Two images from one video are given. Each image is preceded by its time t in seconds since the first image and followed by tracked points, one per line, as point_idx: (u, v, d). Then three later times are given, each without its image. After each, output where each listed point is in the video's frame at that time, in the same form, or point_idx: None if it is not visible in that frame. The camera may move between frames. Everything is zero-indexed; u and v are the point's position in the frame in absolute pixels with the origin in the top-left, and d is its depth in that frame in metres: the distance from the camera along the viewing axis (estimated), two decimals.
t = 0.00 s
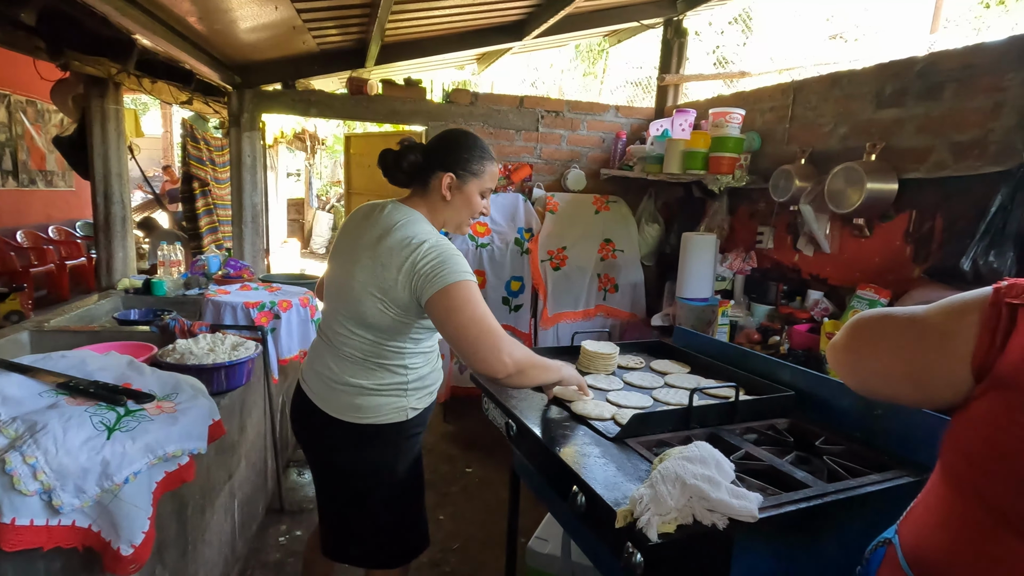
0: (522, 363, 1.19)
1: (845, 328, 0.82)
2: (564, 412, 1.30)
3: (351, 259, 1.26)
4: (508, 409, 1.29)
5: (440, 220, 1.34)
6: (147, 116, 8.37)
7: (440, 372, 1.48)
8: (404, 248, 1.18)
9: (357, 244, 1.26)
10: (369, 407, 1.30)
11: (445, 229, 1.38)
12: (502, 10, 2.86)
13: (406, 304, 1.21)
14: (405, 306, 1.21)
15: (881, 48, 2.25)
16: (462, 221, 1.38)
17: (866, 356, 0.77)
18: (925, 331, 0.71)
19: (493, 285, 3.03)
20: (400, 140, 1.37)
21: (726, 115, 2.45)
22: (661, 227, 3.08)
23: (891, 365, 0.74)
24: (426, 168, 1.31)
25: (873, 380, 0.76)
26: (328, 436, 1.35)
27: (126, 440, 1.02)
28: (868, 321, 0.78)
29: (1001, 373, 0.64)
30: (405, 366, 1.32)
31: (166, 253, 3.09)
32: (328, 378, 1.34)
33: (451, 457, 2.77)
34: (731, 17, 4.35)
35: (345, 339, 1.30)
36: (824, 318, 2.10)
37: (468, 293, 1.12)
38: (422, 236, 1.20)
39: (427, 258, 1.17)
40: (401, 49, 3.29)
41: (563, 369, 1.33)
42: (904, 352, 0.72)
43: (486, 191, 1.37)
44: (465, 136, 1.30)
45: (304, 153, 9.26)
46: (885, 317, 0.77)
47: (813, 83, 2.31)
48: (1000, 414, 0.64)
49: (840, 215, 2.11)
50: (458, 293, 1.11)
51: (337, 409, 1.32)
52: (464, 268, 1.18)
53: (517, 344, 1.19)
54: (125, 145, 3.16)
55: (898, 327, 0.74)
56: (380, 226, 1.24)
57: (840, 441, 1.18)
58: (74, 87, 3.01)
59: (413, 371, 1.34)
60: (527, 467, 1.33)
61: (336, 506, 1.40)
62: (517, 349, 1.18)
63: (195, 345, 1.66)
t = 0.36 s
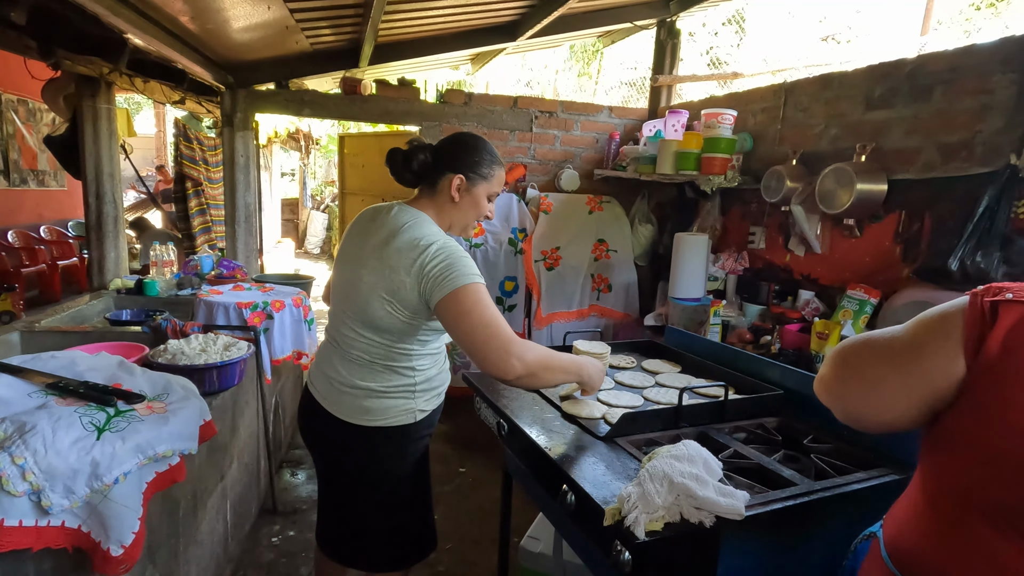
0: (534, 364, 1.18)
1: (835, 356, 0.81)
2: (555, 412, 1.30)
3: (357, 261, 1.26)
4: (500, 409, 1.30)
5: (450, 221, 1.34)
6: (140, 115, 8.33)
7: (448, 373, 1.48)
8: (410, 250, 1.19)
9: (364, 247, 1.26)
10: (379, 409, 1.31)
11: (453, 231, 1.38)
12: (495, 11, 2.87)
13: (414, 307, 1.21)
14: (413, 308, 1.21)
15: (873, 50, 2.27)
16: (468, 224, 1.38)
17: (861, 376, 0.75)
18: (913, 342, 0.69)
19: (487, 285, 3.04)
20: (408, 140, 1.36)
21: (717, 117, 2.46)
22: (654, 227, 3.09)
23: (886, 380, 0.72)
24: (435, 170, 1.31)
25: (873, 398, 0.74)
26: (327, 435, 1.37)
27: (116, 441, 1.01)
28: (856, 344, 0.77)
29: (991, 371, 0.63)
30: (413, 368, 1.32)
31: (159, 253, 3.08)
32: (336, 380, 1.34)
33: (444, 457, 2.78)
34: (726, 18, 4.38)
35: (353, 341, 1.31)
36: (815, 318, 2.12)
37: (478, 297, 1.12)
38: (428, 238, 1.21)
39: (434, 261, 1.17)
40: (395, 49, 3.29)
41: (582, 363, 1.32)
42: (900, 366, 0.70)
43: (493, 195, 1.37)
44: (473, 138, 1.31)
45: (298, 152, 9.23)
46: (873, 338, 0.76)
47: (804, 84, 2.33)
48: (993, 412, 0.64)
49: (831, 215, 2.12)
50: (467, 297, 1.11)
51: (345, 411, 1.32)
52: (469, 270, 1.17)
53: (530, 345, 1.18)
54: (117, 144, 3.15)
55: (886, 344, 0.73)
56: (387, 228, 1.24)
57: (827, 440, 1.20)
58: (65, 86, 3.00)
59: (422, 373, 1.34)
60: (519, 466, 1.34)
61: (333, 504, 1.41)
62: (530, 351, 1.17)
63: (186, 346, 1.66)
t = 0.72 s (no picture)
0: (493, 373, 1.18)
1: (823, 375, 0.76)
2: (550, 412, 1.30)
3: (351, 260, 1.26)
4: (494, 410, 1.29)
5: (439, 219, 1.34)
6: (133, 115, 8.28)
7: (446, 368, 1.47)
8: (404, 247, 1.18)
9: (356, 245, 1.26)
10: (380, 404, 1.30)
11: (443, 229, 1.37)
12: (490, 11, 2.86)
13: (408, 302, 1.21)
14: (408, 304, 1.21)
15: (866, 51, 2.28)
16: (458, 222, 1.38)
17: (861, 391, 0.70)
18: (910, 347, 0.66)
19: (482, 284, 3.02)
20: (399, 139, 1.35)
21: (712, 117, 2.48)
22: (649, 228, 3.09)
23: (890, 391, 0.67)
24: (425, 168, 1.30)
25: (879, 413, 0.69)
26: (322, 435, 1.37)
27: (106, 443, 1.00)
28: (846, 358, 0.73)
29: (992, 368, 0.62)
30: (412, 362, 1.32)
31: (151, 253, 3.06)
32: (335, 379, 1.33)
33: (439, 458, 2.77)
34: (721, 17, 4.33)
35: (351, 339, 1.30)
36: (809, 318, 2.12)
37: (456, 299, 1.14)
38: (421, 234, 1.21)
39: (426, 256, 1.17)
40: (389, 49, 3.28)
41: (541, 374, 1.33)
42: (903, 374, 0.66)
43: (482, 194, 1.38)
44: (463, 137, 1.31)
45: (292, 152, 9.20)
46: (860, 350, 0.73)
47: (798, 85, 2.33)
48: (991, 412, 0.63)
49: (824, 216, 2.13)
50: (445, 297, 1.13)
51: (347, 409, 1.31)
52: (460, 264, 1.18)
53: (492, 355, 1.18)
54: (109, 144, 3.13)
55: (881, 354, 0.69)
56: (379, 227, 1.24)
57: (821, 439, 1.20)
58: (57, 85, 2.97)
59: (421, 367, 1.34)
60: (512, 466, 1.33)
61: (327, 504, 1.41)
62: (495, 362, 1.18)
63: (179, 346, 1.64)
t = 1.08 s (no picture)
0: (490, 365, 1.23)
1: (818, 377, 0.76)
2: (546, 412, 1.30)
3: (338, 260, 1.25)
4: (491, 410, 1.29)
5: (425, 218, 1.33)
6: (126, 115, 8.23)
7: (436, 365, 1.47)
8: (390, 246, 1.18)
9: (344, 245, 1.25)
10: (372, 402, 1.29)
11: (429, 229, 1.37)
12: (486, 11, 2.86)
13: (397, 301, 1.20)
14: (397, 303, 1.21)
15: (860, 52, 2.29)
16: (445, 221, 1.38)
17: (857, 393, 0.70)
18: (905, 349, 0.66)
19: (478, 285, 3.02)
20: (386, 138, 1.35)
21: (708, 117, 2.47)
22: (645, 228, 3.09)
23: (886, 392, 0.67)
24: (411, 166, 1.30)
25: (875, 415, 0.68)
26: (318, 437, 1.36)
27: (99, 445, 0.99)
28: (840, 360, 0.73)
29: (988, 367, 0.62)
30: (402, 359, 1.31)
31: (145, 253, 3.04)
32: (326, 378, 1.33)
33: (436, 459, 2.76)
34: (715, 19, 4.40)
35: (341, 338, 1.29)
36: (804, 318, 2.13)
37: (450, 300, 1.14)
38: (408, 233, 1.20)
39: (415, 256, 1.17)
40: (385, 49, 3.27)
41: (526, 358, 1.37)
42: (898, 375, 0.66)
43: (469, 195, 1.38)
44: (450, 137, 1.31)
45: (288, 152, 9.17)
46: (855, 352, 0.73)
47: (793, 85, 2.34)
48: (988, 411, 0.63)
49: (820, 216, 2.13)
50: (441, 298, 1.13)
51: (338, 407, 1.30)
52: (448, 263, 1.18)
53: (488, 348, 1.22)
54: (103, 144, 3.11)
55: (876, 355, 0.69)
56: (365, 226, 1.23)
57: (818, 439, 1.20)
58: (49, 84, 2.95)
59: (411, 365, 1.33)
60: (509, 467, 1.33)
61: (324, 505, 1.40)
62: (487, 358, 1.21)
63: (173, 348, 1.63)
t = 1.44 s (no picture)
0: (485, 366, 1.20)
1: (810, 379, 0.77)
2: (541, 413, 1.30)
3: (326, 260, 1.25)
4: (486, 411, 1.29)
5: (411, 216, 1.33)
6: (120, 115, 8.20)
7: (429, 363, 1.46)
8: (377, 245, 1.18)
9: (332, 245, 1.25)
10: (365, 401, 1.29)
11: (414, 227, 1.37)
12: (481, 11, 2.85)
13: (386, 301, 1.20)
14: (386, 303, 1.20)
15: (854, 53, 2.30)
16: (431, 219, 1.38)
17: (848, 394, 0.70)
18: (897, 350, 0.67)
19: (473, 285, 3.02)
20: (372, 136, 1.34)
21: (703, 118, 2.49)
22: (640, 228, 3.09)
23: (878, 394, 0.68)
24: (396, 164, 1.29)
25: (868, 417, 0.69)
26: (313, 438, 1.36)
27: (91, 447, 0.99)
28: (832, 362, 0.74)
29: (983, 368, 0.63)
30: (393, 358, 1.31)
31: (139, 254, 3.03)
32: (318, 378, 1.32)
33: (431, 459, 2.76)
34: (710, 20, 4.43)
35: (331, 338, 1.29)
36: (799, 317, 2.13)
37: (437, 299, 1.13)
38: (395, 233, 1.20)
39: (402, 255, 1.17)
40: (380, 49, 3.26)
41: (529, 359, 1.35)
42: (891, 377, 0.67)
43: (455, 192, 1.38)
44: (436, 136, 1.31)
45: (282, 152, 9.16)
46: (847, 354, 0.73)
47: (787, 86, 2.34)
48: (982, 411, 0.63)
49: (814, 216, 2.14)
50: (427, 299, 1.13)
51: (331, 407, 1.30)
52: (436, 262, 1.18)
53: (482, 349, 1.19)
54: (95, 143, 3.09)
55: (867, 357, 0.70)
56: (353, 227, 1.23)
57: (811, 439, 1.20)
58: (41, 84, 2.93)
59: (404, 364, 1.33)
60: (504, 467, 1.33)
61: (318, 506, 1.40)
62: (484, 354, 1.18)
63: (166, 348, 1.62)
